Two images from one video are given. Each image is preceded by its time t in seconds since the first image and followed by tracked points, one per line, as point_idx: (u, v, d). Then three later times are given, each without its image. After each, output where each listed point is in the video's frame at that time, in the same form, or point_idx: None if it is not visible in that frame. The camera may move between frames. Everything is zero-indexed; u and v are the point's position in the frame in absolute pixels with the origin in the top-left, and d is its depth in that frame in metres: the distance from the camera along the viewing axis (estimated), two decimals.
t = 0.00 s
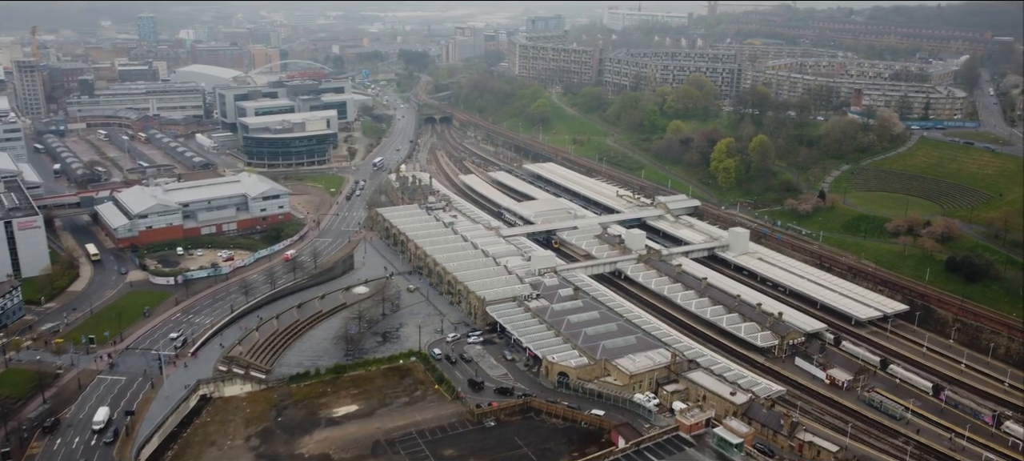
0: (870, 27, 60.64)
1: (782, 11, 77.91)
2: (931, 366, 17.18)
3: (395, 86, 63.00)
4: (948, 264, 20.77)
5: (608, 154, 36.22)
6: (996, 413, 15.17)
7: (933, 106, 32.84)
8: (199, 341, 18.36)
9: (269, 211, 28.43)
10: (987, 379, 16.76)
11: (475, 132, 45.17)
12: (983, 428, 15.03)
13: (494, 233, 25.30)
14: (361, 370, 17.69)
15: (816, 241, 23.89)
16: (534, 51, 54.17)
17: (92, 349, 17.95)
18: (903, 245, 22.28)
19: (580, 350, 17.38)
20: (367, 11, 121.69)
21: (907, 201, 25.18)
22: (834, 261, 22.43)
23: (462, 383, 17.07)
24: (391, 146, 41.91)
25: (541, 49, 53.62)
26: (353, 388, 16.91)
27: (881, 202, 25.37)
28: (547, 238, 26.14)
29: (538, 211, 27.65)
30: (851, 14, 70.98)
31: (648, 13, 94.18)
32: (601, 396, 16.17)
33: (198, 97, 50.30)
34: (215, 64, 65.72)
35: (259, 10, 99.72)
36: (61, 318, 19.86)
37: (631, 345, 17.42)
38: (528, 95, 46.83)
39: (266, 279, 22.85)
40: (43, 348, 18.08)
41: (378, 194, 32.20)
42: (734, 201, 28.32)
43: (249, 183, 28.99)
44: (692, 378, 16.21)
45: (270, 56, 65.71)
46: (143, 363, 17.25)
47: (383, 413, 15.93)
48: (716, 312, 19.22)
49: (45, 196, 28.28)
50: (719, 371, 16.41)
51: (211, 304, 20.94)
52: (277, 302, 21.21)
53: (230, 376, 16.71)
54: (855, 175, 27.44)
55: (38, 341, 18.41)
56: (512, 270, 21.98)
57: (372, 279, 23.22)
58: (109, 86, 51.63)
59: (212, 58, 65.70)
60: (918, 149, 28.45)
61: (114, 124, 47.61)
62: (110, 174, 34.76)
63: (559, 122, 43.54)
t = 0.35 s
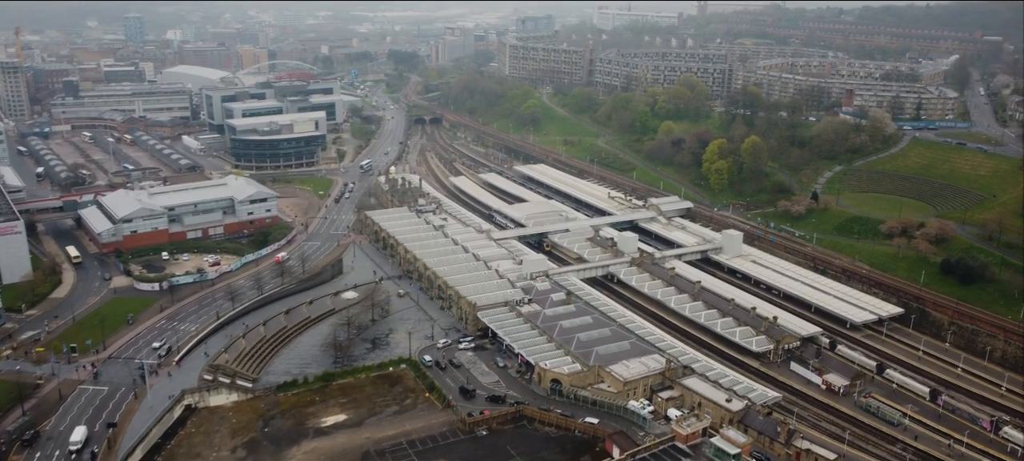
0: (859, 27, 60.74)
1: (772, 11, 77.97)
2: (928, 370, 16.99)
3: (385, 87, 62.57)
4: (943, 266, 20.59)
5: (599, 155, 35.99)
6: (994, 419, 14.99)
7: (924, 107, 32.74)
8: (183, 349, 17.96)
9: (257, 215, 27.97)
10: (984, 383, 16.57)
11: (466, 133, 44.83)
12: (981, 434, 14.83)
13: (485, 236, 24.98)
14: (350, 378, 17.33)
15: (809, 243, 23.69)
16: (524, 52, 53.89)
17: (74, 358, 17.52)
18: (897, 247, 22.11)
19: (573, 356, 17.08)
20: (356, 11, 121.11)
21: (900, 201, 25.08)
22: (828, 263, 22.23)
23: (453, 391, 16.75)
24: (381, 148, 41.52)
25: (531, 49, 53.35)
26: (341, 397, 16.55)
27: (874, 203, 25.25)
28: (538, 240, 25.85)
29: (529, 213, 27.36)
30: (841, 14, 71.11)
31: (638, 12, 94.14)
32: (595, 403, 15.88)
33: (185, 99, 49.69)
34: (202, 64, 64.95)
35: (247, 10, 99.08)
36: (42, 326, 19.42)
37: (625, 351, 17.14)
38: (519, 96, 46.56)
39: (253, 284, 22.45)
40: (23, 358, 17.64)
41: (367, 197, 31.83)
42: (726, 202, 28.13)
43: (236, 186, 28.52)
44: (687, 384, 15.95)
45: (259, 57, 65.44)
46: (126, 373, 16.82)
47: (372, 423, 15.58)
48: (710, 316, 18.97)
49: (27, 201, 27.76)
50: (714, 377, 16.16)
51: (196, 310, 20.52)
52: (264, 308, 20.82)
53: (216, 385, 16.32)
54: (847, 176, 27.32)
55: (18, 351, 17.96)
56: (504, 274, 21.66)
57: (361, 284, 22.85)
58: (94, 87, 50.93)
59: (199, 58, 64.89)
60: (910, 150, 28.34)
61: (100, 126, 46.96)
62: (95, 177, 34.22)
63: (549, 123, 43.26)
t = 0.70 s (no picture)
0: (850, 27, 60.80)
1: (763, 11, 77.97)
2: (924, 374, 16.82)
3: (375, 87, 62.16)
4: (938, 268, 20.45)
5: (591, 156, 35.75)
6: (992, 423, 14.82)
7: (917, 107, 32.65)
8: (169, 357, 17.60)
9: (245, 218, 27.60)
10: (982, 387, 16.40)
11: (457, 134, 44.53)
12: (980, 439, 14.66)
13: (477, 239, 24.70)
14: (340, 386, 17.02)
15: (804, 245, 23.53)
16: (515, 52, 53.61)
17: (57, 367, 17.13)
18: (892, 248, 21.98)
19: (566, 361, 16.82)
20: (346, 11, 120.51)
21: (894, 202, 24.94)
22: (823, 266, 22.06)
23: (445, 398, 16.45)
24: (371, 149, 41.17)
25: (522, 49, 53.09)
26: (331, 405, 16.24)
27: (868, 204, 25.11)
28: (530, 243, 25.58)
29: (521, 216, 27.09)
30: (831, 14, 71.21)
31: (629, 12, 94.02)
32: (589, 410, 15.63)
33: (173, 100, 49.11)
34: (192, 65, 63.94)
35: (236, 10, 98.38)
36: (25, 334, 19.02)
37: (619, 357, 16.90)
38: (510, 97, 46.29)
39: (241, 289, 22.10)
40: (4, 366, 17.24)
41: (357, 199, 31.49)
42: (719, 203, 27.96)
43: (224, 189, 28.14)
44: (682, 390, 15.72)
45: (248, 57, 65.63)
46: (110, 383, 16.46)
47: (363, 432, 15.28)
48: (705, 319, 18.76)
49: (11, 205, 27.29)
50: (709, 382, 15.94)
51: (183, 316, 20.17)
52: (253, 314, 20.48)
53: (202, 394, 15.97)
54: (840, 177, 27.21)
55: None
56: (496, 278, 21.39)
57: (350, 288, 22.53)
58: (80, 88, 50.16)
59: (189, 59, 63.87)
60: (903, 151, 28.23)
61: (86, 128, 46.36)
62: (81, 180, 33.73)
63: (541, 124, 42.99)
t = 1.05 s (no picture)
0: (840, 27, 60.86)
1: (753, 10, 77.96)
2: (922, 379, 16.63)
3: (364, 88, 61.72)
4: (933, 270, 20.29)
5: (583, 157, 35.47)
6: (991, 429, 14.64)
7: (909, 107, 32.53)
8: (153, 366, 17.20)
9: (232, 222, 27.15)
10: (980, 392, 16.23)
11: (447, 135, 44.21)
12: (978, 445, 14.47)
13: (468, 243, 24.38)
14: (329, 394, 16.66)
15: (798, 247, 23.35)
16: (506, 52, 53.33)
17: (37, 377, 16.70)
18: (886, 250, 21.83)
19: (560, 368, 16.53)
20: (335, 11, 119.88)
21: (888, 204, 24.79)
22: (817, 268, 21.88)
23: (436, 407, 16.14)
24: (361, 151, 40.78)
25: (513, 50, 52.81)
26: (319, 414, 15.88)
27: (862, 205, 24.96)
28: (522, 246, 25.29)
29: (512, 219, 26.80)
30: (821, 13, 71.31)
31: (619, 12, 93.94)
32: (583, 418, 15.35)
33: (160, 101, 48.65)
34: (180, 65, 62.99)
35: (224, 10, 97.58)
36: (5, 342, 18.57)
37: (613, 363, 16.63)
38: (501, 97, 45.96)
39: (228, 295, 21.70)
40: None
41: (346, 202, 31.12)
42: (712, 205, 27.76)
43: (210, 193, 27.69)
44: (677, 397, 15.46)
45: (235, 59, 66.04)
46: (93, 394, 16.04)
47: (352, 442, 14.94)
48: (700, 324, 18.52)
49: None
50: (705, 389, 15.69)
51: (168, 323, 19.76)
52: (239, 320, 20.09)
53: (187, 405, 15.58)
54: (833, 178, 27.06)
55: None
56: (487, 282, 21.08)
57: (339, 293, 22.17)
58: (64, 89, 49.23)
59: (176, 60, 62.98)
60: (896, 151, 28.09)
61: (71, 130, 45.67)
62: (64, 183, 33.16)
63: (531, 125, 42.68)
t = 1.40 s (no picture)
0: (830, 27, 60.89)
1: (743, 10, 77.95)
2: (919, 383, 16.47)
3: (354, 88, 61.30)
4: (928, 272, 20.14)
5: (575, 158, 35.23)
6: (990, 435, 14.47)
7: (902, 107, 32.46)
8: (138, 374, 16.83)
9: (219, 225, 26.73)
10: (977, 396, 16.07)
11: (437, 136, 43.89)
12: (977, 452, 14.30)
13: (459, 246, 24.10)
14: (318, 402, 16.33)
15: (792, 249, 23.19)
16: (496, 52, 53.05)
17: (19, 388, 16.30)
18: (881, 252, 21.69)
19: (554, 375, 16.25)
20: (324, 11, 119.27)
21: (882, 205, 24.65)
22: (812, 271, 21.71)
23: (428, 415, 15.85)
24: (350, 152, 40.41)
25: (503, 50, 52.54)
26: (309, 423, 15.57)
27: (856, 206, 24.82)
28: (514, 249, 25.03)
29: (504, 221, 26.52)
30: (811, 13, 71.37)
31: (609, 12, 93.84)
32: (578, 426, 15.08)
33: (148, 103, 47.96)
34: (167, 66, 62.15)
35: (213, 10, 96.87)
36: None
37: (608, 369, 16.38)
38: (492, 98, 45.68)
39: (215, 301, 21.33)
40: None
41: (336, 205, 30.77)
42: (706, 207, 27.57)
43: (197, 196, 27.26)
44: (673, 403, 15.23)
45: (224, 58, 65.74)
46: (75, 404, 15.66)
47: (342, 452, 14.63)
48: (694, 328, 18.31)
49: None
50: (701, 395, 15.46)
51: (153, 330, 19.38)
52: (227, 327, 19.74)
53: (173, 414, 15.22)
54: (826, 179, 26.94)
55: None
56: (479, 286, 20.78)
57: (329, 298, 21.83)
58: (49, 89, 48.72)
59: (163, 60, 62.14)
60: (889, 152, 27.98)
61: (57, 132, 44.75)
62: (49, 186, 32.67)
63: (523, 125, 42.44)
